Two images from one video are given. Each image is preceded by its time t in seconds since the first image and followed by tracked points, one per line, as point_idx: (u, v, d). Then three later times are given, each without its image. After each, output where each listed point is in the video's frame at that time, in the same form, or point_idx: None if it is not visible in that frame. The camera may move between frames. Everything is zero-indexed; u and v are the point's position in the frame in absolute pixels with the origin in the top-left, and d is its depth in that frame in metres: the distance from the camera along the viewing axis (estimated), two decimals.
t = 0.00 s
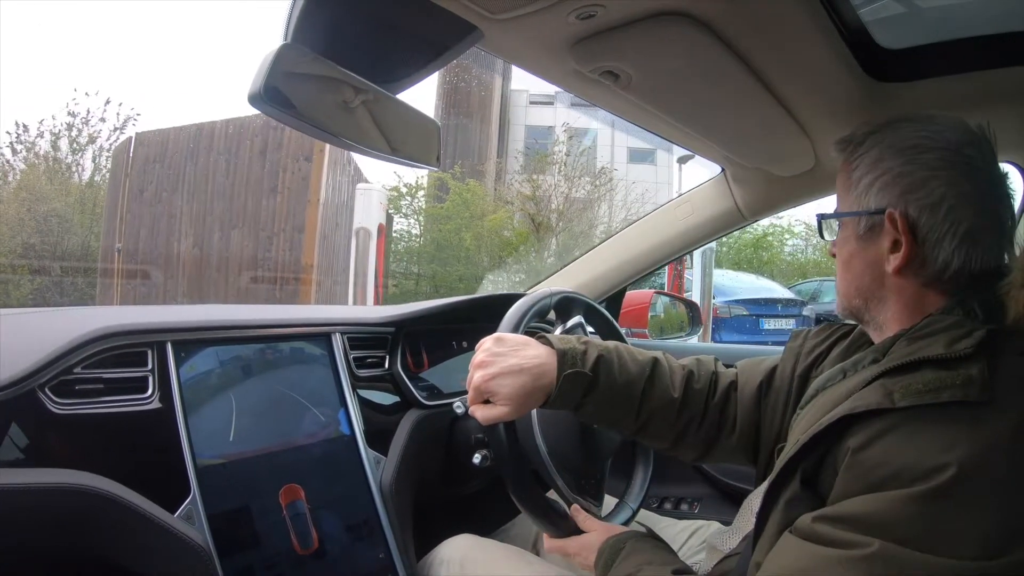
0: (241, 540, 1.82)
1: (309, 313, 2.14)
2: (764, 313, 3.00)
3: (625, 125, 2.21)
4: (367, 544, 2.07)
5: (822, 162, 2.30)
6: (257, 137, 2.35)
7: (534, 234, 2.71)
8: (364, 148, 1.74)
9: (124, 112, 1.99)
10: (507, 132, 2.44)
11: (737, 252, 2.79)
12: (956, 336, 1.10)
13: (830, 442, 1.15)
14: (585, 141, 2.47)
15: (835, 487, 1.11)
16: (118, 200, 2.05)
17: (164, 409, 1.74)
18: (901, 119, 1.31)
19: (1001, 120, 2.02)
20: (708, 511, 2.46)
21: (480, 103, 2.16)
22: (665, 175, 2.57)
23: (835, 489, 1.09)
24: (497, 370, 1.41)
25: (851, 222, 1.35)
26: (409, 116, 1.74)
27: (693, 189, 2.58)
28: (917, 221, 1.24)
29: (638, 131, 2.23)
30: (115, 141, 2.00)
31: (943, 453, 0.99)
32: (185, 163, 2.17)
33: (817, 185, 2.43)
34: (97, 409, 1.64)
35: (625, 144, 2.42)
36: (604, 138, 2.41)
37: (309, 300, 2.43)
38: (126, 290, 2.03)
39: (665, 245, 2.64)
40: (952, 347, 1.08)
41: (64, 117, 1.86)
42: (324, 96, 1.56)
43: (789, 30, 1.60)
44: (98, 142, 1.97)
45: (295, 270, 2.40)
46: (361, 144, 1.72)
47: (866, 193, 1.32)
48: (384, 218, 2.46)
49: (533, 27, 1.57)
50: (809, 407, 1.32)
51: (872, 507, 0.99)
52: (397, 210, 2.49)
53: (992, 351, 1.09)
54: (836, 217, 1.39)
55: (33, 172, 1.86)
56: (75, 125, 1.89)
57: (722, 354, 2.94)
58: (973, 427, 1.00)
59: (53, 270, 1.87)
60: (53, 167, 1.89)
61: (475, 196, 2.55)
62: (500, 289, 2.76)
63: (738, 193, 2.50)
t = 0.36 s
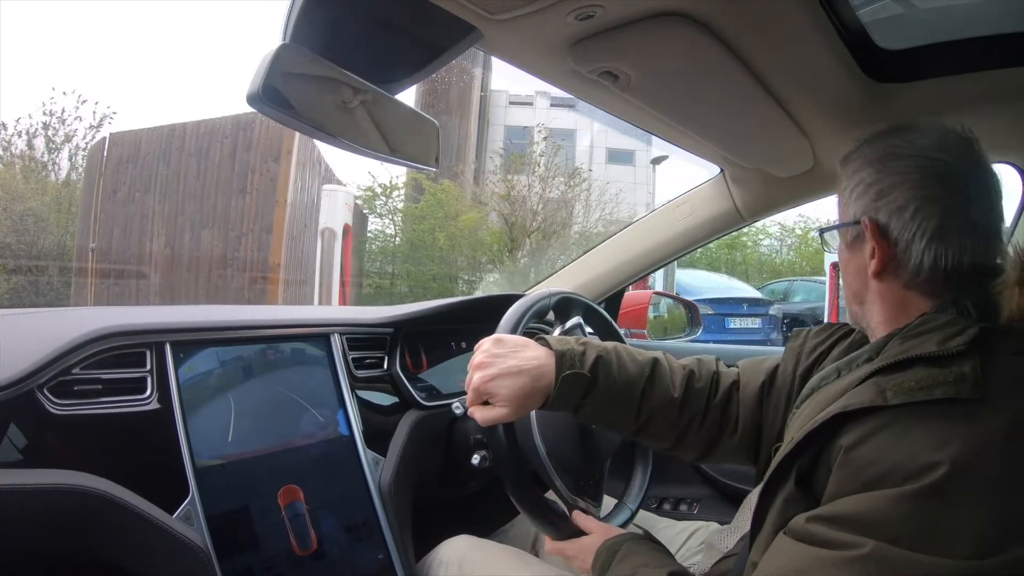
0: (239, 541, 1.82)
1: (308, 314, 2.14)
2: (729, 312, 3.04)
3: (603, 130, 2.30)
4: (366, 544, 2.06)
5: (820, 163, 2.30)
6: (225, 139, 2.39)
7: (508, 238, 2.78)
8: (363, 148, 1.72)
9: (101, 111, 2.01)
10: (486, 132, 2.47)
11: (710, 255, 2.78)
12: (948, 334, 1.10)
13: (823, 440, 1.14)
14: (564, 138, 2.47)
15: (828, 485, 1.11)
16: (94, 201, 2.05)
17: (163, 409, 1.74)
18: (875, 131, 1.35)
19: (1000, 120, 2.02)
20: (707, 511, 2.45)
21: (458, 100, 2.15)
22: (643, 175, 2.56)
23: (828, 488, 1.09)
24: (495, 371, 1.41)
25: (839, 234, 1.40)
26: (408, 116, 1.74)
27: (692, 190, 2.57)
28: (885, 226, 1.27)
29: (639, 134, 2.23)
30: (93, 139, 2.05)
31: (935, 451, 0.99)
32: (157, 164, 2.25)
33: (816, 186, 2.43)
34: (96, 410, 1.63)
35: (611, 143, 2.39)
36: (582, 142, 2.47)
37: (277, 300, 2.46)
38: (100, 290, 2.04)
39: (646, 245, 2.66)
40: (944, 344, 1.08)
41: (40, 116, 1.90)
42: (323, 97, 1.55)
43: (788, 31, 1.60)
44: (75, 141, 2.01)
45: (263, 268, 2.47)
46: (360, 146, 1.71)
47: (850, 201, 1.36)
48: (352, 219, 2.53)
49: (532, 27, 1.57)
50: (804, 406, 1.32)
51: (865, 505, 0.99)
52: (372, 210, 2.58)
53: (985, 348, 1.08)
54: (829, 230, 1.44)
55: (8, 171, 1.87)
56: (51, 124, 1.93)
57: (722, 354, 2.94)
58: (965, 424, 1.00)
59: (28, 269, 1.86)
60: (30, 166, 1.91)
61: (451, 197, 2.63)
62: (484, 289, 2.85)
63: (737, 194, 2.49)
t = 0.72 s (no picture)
0: (239, 542, 1.82)
1: (308, 314, 2.14)
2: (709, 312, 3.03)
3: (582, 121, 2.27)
4: (366, 545, 2.06)
5: (820, 164, 2.30)
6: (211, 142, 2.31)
7: (484, 238, 2.81)
8: (363, 148, 1.75)
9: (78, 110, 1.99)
10: (467, 132, 2.37)
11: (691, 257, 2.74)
12: (954, 335, 1.12)
13: (826, 441, 1.15)
14: (542, 138, 2.56)
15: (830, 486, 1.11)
16: (70, 199, 2.01)
17: (164, 409, 1.74)
18: (916, 119, 1.30)
19: (1000, 121, 2.02)
20: (707, 511, 2.45)
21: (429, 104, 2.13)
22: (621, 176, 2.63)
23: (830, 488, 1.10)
24: (493, 382, 1.40)
25: (867, 217, 1.33)
26: (408, 119, 1.73)
27: (692, 190, 2.57)
28: (938, 220, 1.23)
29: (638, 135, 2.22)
30: (71, 138, 2.02)
31: (939, 451, 0.99)
32: (131, 168, 2.19)
33: (816, 186, 2.44)
34: (96, 410, 1.63)
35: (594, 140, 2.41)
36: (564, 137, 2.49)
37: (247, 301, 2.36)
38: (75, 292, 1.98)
39: (623, 241, 2.69)
40: (951, 345, 1.09)
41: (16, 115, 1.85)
42: (321, 96, 1.56)
43: (788, 31, 1.60)
44: (53, 141, 1.97)
45: (232, 265, 2.37)
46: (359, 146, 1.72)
47: (882, 189, 1.30)
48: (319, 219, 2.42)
49: (532, 28, 1.57)
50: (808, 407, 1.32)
51: (866, 506, 0.99)
52: (348, 211, 2.56)
53: (989, 348, 1.09)
54: (849, 210, 1.37)
55: None
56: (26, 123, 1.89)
57: (723, 355, 2.92)
58: (969, 424, 1.00)
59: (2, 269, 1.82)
60: (7, 164, 1.88)
61: (426, 197, 2.61)
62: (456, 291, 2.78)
63: (738, 194, 2.49)
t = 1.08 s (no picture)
0: (239, 539, 1.82)
1: (309, 312, 2.15)
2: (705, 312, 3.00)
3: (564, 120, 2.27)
4: (367, 543, 2.06)
5: (821, 165, 2.30)
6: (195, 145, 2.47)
7: (462, 238, 2.93)
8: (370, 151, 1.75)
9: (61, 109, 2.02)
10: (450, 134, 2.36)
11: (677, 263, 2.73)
12: (957, 337, 1.11)
13: (828, 442, 1.15)
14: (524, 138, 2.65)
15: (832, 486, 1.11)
16: (47, 197, 2.02)
17: (166, 407, 1.74)
18: (926, 119, 1.30)
19: (1004, 122, 2.01)
20: (707, 511, 2.45)
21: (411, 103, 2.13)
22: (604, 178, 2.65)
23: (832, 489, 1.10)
24: (495, 381, 1.40)
25: (876, 215, 1.32)
26: (412, 119, 1.75)
27: (695, 191, 2.57)
28: (951, 221, 1.23)
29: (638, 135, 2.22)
30: (54, 136, 2.06)
31: (942, 454, 0.99)
32: (110, 163, 2.24)
33: (817, 188, 2.44)
34: (100, 406, 1.64)
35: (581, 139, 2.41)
36: (546, 137, 2.52)
37: (219, 293, 2.37)
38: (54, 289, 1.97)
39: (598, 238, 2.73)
40: (954, 347, 1.09)
41: None
42: (325, 95, 1.56)
43: (792, 32, 1.60)
44: (36, 137, 2.01)
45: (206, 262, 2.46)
46: (363, 145, 1.72)
47: (893, 187, 1.30)
48: (290, 219, 2.55)
49: (534, 27, 1.57)
50: (810, 408, 1.32)
51: (869, 507, 0.99)
52: (327, 209, 2.75)
53: (992, 351, 1.09)
54: (856, 206, 1.35)
55: None
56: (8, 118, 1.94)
57: (724, 356, 2.91)
58: (972, 427, 1.00)
59: None
60: None
61: (405, 196, 2.77)
62: (434, 291, 2.85)
63: (740, 195, 2.48)
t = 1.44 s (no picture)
0: (241, 540, 1.82)
1: (311, 313, 2.15)
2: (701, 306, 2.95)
3: (547, 120, 2.25)
4: (368, 544, 2.06)
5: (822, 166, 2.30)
6: (179, 152, 2.56)
7: (438, 238, 3.04)
8: (371, 151, 1.75)
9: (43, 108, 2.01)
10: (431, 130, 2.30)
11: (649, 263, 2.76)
12: (958, 338, 1.11)
13: (829, 443, 1.15)
14: (507, 142, 2.67)
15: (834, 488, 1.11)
16: (24, 199, 2.07)
17: (168, 407, 1.74)
18: (936, 118, 1.29)
19: (1005, 124, 2.01)
20: (708, 513, 2.45)
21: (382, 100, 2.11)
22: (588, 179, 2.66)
23: (834, 491, 1.10)
24: (497, 381, 1.40)
25: (891, 216, 1.29)
26: (413, 120, 1.76)
27: (695, 192, 2.57)
28: (970, 223, 1.23)
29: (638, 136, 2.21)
30: (33, 134, 2.07)
31: (943, 455, 0.99)
32: (89, 166, 2.31)
33: (818, 189, 2.44)
34: (102, 407, 1.64)
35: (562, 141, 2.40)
36: (526, 139, 2.53)
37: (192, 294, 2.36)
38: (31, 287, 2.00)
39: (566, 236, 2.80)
40: (955, 348, 1.09)
41: None
42: (326, 95, 1.56)
43: (794, 33, 1.60)
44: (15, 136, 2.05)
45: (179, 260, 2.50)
46: (367, 146, 1.73)
47: (913, 187, 1.27)
48: (263, 219, 2.60)
49: (536, 29, 1.57)
50: (811, 409, 1.32)
51: (870, 509, 0.99)
52: (305, 209, 2.91)
53: (993, 353, 1.09)
54: (869, 206, 1.32)
55: None
56: None
57: (723, 356, 2.91)
58: (973, 429, 1.00)
59: None
60: None
61: (383, 196, 2.92)
62: (413, 290, 2.86)
63: (742, 195, 2.48)
